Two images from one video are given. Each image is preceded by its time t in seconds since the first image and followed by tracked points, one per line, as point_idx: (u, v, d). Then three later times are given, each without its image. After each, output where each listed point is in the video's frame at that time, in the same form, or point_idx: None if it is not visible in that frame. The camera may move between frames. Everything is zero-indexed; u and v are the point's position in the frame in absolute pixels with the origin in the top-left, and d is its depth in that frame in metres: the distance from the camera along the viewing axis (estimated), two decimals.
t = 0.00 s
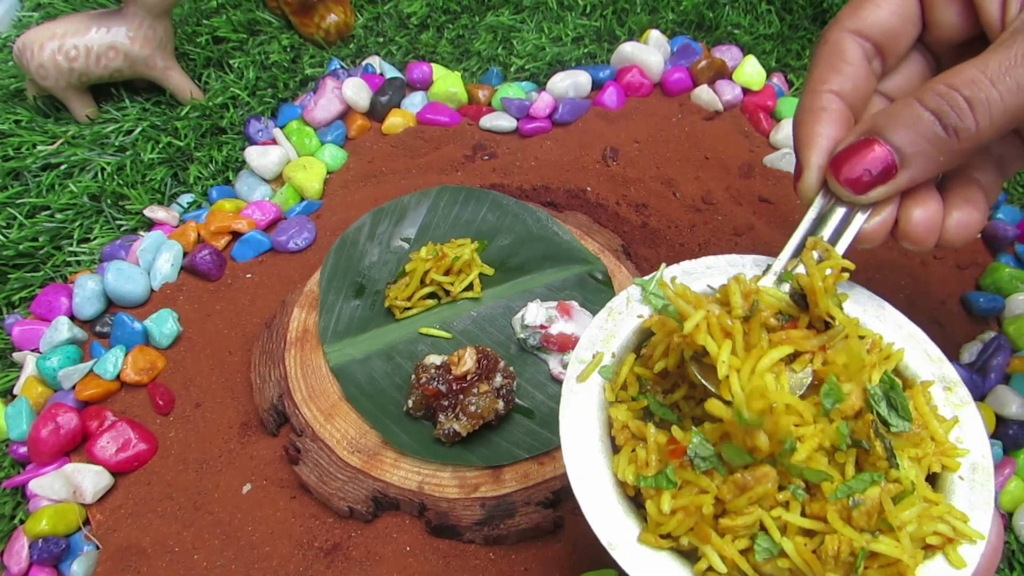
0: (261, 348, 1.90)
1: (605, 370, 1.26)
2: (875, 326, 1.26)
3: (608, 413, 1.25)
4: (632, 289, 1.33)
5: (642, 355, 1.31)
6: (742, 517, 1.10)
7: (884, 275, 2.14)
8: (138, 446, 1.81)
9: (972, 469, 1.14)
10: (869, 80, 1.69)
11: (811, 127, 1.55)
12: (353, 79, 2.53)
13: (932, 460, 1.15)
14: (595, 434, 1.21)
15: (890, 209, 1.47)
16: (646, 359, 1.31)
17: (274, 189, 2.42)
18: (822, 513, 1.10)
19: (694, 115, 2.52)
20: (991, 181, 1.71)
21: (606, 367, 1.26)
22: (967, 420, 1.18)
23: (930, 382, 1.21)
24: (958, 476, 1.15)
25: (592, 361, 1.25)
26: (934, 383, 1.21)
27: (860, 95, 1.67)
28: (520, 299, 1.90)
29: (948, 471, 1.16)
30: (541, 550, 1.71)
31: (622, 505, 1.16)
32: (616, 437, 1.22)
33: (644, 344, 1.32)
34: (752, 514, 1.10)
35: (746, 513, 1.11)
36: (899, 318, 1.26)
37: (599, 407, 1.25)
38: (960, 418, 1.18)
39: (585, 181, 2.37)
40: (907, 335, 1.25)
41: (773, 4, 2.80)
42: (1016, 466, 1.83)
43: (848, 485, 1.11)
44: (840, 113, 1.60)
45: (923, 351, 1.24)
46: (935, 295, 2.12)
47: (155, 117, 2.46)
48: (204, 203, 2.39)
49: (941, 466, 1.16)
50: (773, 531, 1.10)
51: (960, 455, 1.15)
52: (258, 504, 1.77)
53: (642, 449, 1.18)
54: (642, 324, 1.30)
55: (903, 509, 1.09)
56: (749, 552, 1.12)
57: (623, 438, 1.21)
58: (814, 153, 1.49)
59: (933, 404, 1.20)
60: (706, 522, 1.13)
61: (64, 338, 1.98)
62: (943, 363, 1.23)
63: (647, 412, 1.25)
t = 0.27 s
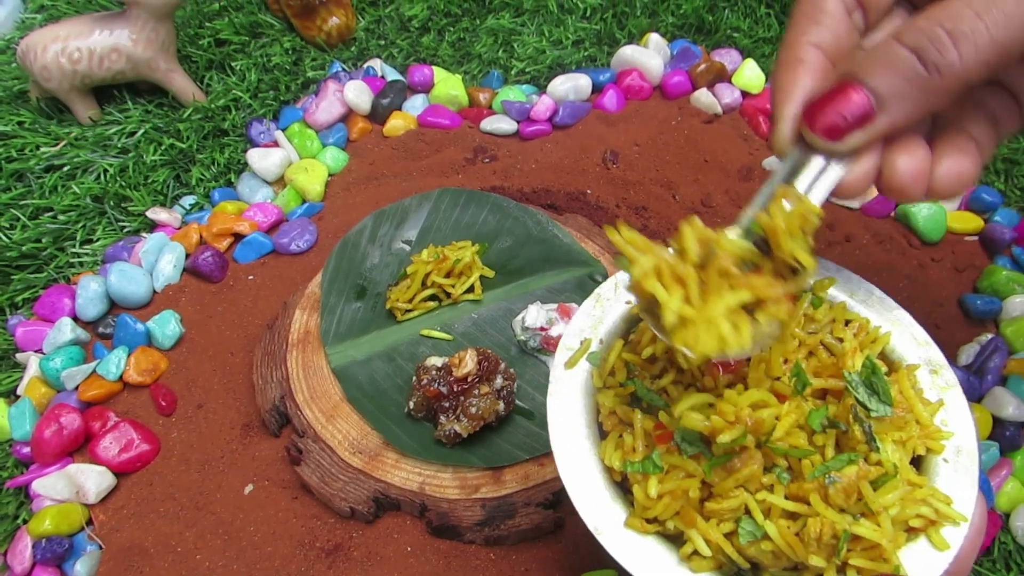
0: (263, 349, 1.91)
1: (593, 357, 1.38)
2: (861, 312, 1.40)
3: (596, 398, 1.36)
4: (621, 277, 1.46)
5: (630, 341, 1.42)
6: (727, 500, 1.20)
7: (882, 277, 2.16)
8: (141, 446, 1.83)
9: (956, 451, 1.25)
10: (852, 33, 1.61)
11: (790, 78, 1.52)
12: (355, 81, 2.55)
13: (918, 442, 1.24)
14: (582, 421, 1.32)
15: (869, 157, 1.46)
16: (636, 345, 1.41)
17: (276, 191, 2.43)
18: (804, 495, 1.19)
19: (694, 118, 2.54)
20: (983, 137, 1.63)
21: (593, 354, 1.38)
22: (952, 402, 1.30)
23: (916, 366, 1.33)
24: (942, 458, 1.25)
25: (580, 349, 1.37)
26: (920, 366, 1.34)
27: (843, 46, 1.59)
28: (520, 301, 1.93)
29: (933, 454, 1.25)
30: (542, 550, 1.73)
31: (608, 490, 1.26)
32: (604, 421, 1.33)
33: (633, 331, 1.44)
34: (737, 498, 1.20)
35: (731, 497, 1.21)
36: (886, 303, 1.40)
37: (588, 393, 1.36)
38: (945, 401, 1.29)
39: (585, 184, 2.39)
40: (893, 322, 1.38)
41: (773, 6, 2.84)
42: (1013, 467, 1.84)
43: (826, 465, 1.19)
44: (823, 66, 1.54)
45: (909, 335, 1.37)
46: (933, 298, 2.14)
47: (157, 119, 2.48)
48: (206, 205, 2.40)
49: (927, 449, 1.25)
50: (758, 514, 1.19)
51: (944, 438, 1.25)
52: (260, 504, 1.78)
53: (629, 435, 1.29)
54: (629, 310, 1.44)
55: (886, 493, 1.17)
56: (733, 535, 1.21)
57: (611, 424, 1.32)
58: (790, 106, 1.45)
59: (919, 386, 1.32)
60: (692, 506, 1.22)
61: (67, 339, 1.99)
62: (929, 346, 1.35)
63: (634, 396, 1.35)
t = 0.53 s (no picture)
0: (264, 350, 1.92)
1: (587, 393, 1.26)
2: (858, 342, 1.30)
3: (589, 435, 1.25)
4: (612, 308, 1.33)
5: (624, 376, 1.32)
6: (720, 541, 1.15)
7: (880, 281, 2.17)
8: (142, 447, 1.83)
9: (952, 485, 1.16)
10: None
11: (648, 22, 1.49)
12: (356, 84, 2.56)
13: (912, 477, 1.17)
14: (578, 460, 1.21)
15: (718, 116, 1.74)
16: (627, 380, 1.31)
17: (277, 193, 2.43)
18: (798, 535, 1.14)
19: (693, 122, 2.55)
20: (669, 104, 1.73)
21: (587, 390, 1.26)
22: (947, 435, 1.20)
23: (911, 398, 1.23)
24: (938, 493, 1.16)
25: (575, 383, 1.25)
26: (915, 399, 1.23)
27: None
28: (520, 305, 1.93)
29: (928, 488, 1.17)
30: (541, 552, 1.74)
31: (604, 530, 1.17)
32: (597, 459, 1.23)
33: (624, 363, 1.33)
34: (730, 539, 1.15)
35: (725, 538, 1.15)
36: (883, 333, 1.29)
37: (581, 430, 1.25)
38: (939, 433, 1.20)
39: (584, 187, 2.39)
40: (889, 350, 1.28)
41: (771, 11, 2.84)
42: (1009, 470, 1.85)
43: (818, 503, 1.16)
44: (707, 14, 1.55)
45: (905, 365, 1.26)
46: (930, 301, 2.15)
47: (158, 121, 2.49)
48: (207, 207, 2.40)
49: (922, 484, 1.17)
50: (749, 555, 1.14)
51: (940, 473, 1.16)
52: (261, 505, 1.79)
53: (621, 473, 1.20)
54: (623, 344, 1.31)
55: (880, 532, 1.11)
56: None
57: (604, 461, 1.22)
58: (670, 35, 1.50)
59: (914, 420, 1.22)
60: (687, 546, 1.16)
61: (68, 340, 2.00)
62: (924, 378, 1.25)
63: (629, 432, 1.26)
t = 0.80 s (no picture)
0: (264, 351, 1.92)
1: (595, 425, 1.27)
2: (866, 374, 1.30)
3: (597, 467, 1.26)
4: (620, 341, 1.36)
5: (633, 408, 1.34)
6: None
7: (879, 283, 2.18)
8: (142, 448, 1.84)
9: (961, 520, 1.16)
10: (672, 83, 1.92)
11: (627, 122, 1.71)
12: (356, 87, 2.57)
13: (921, 511, 1.17)
14: (588, 493, 1.22)
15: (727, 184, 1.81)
16: (637, 412, 1.34)
17: (278, 195, 2.44)
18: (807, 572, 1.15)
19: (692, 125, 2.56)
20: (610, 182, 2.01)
21: (595, 422, 1.27)
22: (956, 468, 1.20)
23: (919, 431, 1.23)
24: (947, 527, 1.16)
25: (583, 416, 1.26)
26: (923, 432, 1.24)
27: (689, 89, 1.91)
28: (519, 306, 1.94)
29: (936, 522, 1.17)
30: (540, 553, 1.74)
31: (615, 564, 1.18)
32: (606, 492, 1.23)
33: (634, 396, 1.35)
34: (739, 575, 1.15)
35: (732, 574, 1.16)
36: (891, 365, 1.30)
37: (591, 463, 1.26)
38: (948, 467, 1.20)
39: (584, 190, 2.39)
40: (897, 383, 1.29)
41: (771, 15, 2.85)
42: (1006, 472, 1.86)
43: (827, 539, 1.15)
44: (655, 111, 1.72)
45: (913, 398, 1.27)
46: (928, 304, 2.15)
47: (160, 122, 2.49)
48: (208, 208, 2.40)
49: (930, 517, 1.18)
50: None
51: (948, 507, 1.17)
52: (261, 506, 1.80)
53: (631, 507, 1.21)
54: (631, 376, 1.33)
55: (888, 568, 1.12)
56: None
57: (613, 494, 1.22)
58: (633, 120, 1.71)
59: (923, 454, 1.23)
60: None
61: (70, 340, 2.01)
62: (933, 410, 1.25)
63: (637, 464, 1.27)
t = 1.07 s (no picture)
0: (259, 355, 1.92)
1: (605, 431, 1.29)
2: (871, 382, 1.32)
3: (608, 472, 1.27)
4: (631, 349, 1.38)
5: (642, 414, 1.35)
6: None
7: (873, 287, 2.19)
8: (138, 451, 1.84)
9: (964, 525, 1.17)
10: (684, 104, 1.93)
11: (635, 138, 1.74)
12: (352, 90, 2.57)
13: (925, 516, 1.18)
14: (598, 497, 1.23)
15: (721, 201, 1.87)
16: (645, 418, 1.35)
17: (274, 198, 2.45)
18: None
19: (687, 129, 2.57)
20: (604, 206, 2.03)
21: (606, 428, 1.29)
22: (959, 475, 1.21)
23: (923, 438, 1.24)
24: (950, 532, 1.17)
25: (593, 421, 1.28)
26: (926, 439, 1.25)
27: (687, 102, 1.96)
28: (515, 309, 1.94)
29: (940, 527, 1.18)
30: (535, 555, 1.74)
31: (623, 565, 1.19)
32: (615, 496, 1.24)
33: (643, 403, 1.36)
34: None
35: None
36: (894, 374, 1.32)
37: (601, 469, 1.27)
38: (951, 473, 1.21)
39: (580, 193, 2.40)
40: (899, 392, 1.30)
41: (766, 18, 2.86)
42: (998, 475, 1.87)
43: (831, 542, 1.16)
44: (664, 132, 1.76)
45: (916, 406, 1.28)
46: (921, 307, 2.16)
47: (155, 126, 2.49)
48: (204, 211, 2.41)
49: (933, 523, 1.19)
50: None
51: (951, 513, 1.18)
52: (257, 509, 1.80)
53: (640, 510, 1.22)
54: (641, 383, 1.35)
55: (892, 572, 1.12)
56: None
57: (622, 498, 1.23)
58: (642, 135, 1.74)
59: (926, 461, 1.23)
60: None
61: (65, 344, 2.01)
62: (936, 419, 1.27)
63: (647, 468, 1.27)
